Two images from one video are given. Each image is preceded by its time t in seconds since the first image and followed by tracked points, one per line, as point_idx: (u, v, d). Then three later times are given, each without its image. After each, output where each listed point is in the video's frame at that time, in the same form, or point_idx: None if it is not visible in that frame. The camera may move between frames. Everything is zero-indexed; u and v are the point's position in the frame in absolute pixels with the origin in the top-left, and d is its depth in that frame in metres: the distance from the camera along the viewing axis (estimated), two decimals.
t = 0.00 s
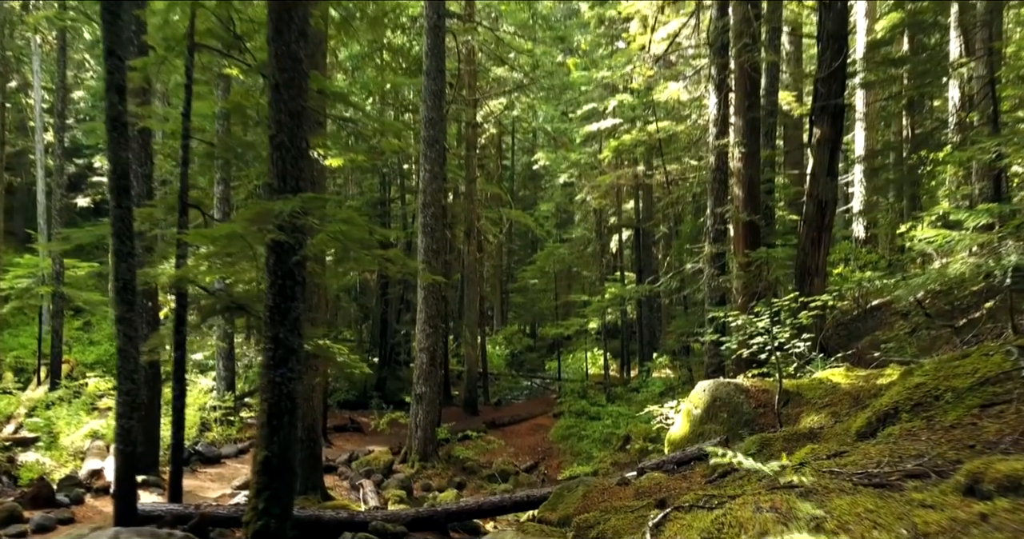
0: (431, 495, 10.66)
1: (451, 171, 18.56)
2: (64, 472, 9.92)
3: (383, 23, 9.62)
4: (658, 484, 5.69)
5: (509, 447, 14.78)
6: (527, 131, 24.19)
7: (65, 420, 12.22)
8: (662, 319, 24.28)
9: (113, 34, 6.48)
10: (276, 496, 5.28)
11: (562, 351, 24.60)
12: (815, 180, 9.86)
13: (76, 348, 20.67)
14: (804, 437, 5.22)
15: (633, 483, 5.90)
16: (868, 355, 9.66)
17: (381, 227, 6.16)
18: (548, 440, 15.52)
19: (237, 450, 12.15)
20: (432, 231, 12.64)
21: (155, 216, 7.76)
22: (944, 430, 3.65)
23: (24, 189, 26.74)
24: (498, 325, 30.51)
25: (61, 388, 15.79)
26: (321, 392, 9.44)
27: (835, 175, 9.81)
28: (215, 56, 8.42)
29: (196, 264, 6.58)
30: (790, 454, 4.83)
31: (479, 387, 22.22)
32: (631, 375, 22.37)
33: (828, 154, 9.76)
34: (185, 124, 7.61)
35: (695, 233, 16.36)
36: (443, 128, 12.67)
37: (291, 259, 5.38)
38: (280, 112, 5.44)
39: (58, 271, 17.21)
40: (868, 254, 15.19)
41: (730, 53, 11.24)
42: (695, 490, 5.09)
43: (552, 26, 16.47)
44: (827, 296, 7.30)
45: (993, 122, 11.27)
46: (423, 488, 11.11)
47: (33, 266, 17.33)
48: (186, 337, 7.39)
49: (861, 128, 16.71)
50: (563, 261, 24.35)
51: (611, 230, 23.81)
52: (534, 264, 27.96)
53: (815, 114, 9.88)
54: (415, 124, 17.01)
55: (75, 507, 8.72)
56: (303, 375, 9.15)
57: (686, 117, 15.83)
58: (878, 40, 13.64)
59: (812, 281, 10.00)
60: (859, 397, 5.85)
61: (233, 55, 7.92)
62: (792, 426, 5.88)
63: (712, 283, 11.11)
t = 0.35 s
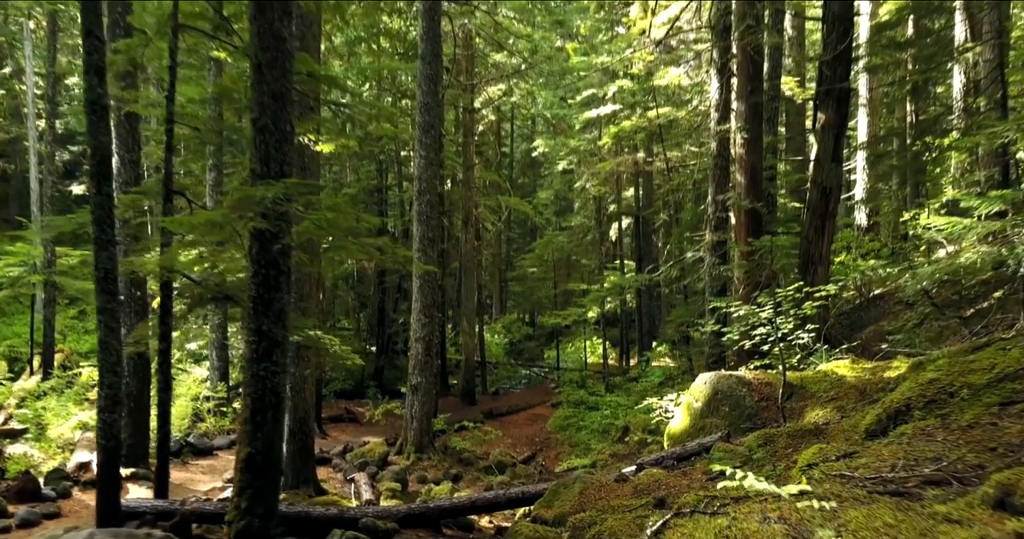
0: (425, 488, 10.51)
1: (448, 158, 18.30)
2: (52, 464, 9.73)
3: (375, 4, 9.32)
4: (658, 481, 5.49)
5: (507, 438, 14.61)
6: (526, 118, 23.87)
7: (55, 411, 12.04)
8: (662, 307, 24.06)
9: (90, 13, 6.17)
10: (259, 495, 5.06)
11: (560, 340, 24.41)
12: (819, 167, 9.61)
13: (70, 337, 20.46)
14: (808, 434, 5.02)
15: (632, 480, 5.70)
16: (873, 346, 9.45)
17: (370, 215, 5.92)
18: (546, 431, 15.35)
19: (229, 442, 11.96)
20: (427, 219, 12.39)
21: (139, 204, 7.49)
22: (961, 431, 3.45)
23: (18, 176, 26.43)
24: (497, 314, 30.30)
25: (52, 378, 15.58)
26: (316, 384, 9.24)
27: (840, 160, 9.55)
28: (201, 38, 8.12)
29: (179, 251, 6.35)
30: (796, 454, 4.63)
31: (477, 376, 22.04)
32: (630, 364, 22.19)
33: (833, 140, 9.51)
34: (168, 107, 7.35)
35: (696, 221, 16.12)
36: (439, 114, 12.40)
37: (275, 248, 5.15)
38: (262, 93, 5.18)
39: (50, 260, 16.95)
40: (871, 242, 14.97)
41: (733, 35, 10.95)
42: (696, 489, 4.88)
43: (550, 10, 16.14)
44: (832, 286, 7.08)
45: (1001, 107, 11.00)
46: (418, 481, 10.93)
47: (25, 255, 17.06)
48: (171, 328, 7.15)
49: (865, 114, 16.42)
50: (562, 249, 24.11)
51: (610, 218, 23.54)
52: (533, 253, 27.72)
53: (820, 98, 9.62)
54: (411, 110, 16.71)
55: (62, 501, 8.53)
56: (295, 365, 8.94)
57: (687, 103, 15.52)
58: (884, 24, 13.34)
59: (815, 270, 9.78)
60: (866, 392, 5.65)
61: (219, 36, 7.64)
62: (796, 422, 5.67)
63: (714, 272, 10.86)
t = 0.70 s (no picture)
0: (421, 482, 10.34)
1: (446, 145, 18.02)
2: (39, 458, 9.54)
3: None
4: (657, 479, 5.29)
5: (504, 429, 14.44)
6: (524, 104, 23.52)
7: (45, 402, 11.84)
8: (662, 296, 23.83)
9: None
10: (241, 495, 4.84)
11: (559, 329, 24.20)
12: (823, 153, 9.36)
13: (64, 326, 20.25)
14: (814, 431, 4.82)
15: (630, 477, 5.50)
16: (877, 337, 9.25)
17: (357, 202, 5.70)
18: (544, 421, 15.19)
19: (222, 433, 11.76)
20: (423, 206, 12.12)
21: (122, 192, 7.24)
22: (979, 432, 3.25)
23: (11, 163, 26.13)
24: (496, 302, 30.08)
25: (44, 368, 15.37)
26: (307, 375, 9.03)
27: (845, 147, 9.30)
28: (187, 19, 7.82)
29: (160, 239, 6.12)
30: (802, 454, 4.44)
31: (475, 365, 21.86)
32: (629, 354, 22.00)
33: (838, 126, 9.26)
34: (151, 91, 7.09)
35: (696, 208, 15.86)
36: (434, 99, 12.12)
37: (257, 237, 4.92)
38: (243, 75, 4.92)
39: (41, 249, 16.69)
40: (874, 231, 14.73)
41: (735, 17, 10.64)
42: (697, 490, 4.68)
43: None
44: (838, 276, 6.85)
45: (1011, 92, 10.72)
46: (413, 474, 10.77)
47: (16, 243, 16.81)
48: (156, 320, 6.93)
49: (869, 100, 16.13)
50: (561, 237, 23.88)
51: (610, 205, 23.24)
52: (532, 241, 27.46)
53: (825, 82, 9.35)
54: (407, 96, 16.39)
55: (48, 496, 8.35)
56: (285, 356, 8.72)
57: (688, 88, 15.21)
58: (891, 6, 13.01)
59: (819, 259, 9.55)
60: (873, 387, 5.44)
61: (204, 17, 7.34)
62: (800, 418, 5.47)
63: (715, 261, 10.62)
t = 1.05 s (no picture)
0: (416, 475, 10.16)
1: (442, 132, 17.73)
2: (26, 451, 9.36)
3: None
4: (656, 478, 5.09)
5: (502, 420, 14.26)
6: (523, 90, 23.18)
7: (33, 394, 11.65)
8: (662, 285, 23.60)
9: None
10: (222, 495, 4.64)
11: (558, 318, 23.99)
12: (828, 139, 9.11)
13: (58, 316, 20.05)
14: (819, 428, 4.62)
15: (628, 476, 5.30)
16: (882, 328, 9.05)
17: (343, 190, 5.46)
18: (542, 412, 15.01)
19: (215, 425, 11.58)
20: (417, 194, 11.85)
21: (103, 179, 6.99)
22: (1001, 437, 3.06)
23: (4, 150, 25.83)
24: (495, 291, 29.80)
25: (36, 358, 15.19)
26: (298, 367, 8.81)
27: (850, 133, 9.05)
28: None
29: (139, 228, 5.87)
30: (809, 455, 4.25)
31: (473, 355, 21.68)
32: (628, 343, 21.78)
33: (843, 112, 9.01)
34: (132, 75, 6.83)
35: (697, 196, 15.60)
36: (429, 83, 11.83)
37: (238, 226, 4.69)
38: (221, 55, 4.67)
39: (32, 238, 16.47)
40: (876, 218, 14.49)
41: None
42: (698, 492, 4.48)
43: None
44: (844, 266, 6.61)
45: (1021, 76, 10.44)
46: (409, 466, 10.59)
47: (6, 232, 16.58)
48: (139, 311, 6.71)
49: (872, 86, 15.83)
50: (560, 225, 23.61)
51: (609, 193, 22.95)
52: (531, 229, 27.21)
53: (830, 66, 9.09)
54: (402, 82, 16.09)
55: (33, 490, 8.17)
56: (275, 347, 8.50)
57: (688, 73, 14.91)
58: None
59: (823, 248, 9.32)
60: (881, 382, 5.24)
61: None
62: (804, 414, 5.28)
63: (716, 250, 10.37)
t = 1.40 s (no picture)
0: (411, 469, 9.99)
1: (439, 119, 17.44)
2: (13, 444, 9.16)
3: None
4: (656, 478, 4.90)
5: (499, 411, 14.08)
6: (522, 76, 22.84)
7: (21, 387, 11.45)
8: (662, 274, 23.38)
9: None
10: (202, 497, 4.43)
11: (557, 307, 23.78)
12: (833, 125, 8.85)
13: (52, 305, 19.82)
14: (826, 427, 4.42)
15: (626, 475, 5.10)
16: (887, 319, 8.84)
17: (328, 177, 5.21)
18: (540, 403, 14.82)
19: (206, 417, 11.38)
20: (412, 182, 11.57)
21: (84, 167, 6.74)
22: None
23: None
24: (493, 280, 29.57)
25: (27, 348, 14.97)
26: (289, 360, 8.60)
27: (856, 119, 8.80)
28: None
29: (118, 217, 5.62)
30: (817, 456, 4.07)
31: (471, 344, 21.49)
32: (628, 332, 21.57)
33: (849, 97, 8.75)
34: (113, 58, 6.56)
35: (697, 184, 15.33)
36: (425, 68, 11.51)
37: (216, 216, 4.45)
38: (197, 35, 4.41)
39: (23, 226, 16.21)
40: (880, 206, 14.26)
41: None
42: (699, 495, 4.29)
43: None
44: (851, 257, 6.38)
45: None
46: (403, 460, 10.42)
47: None
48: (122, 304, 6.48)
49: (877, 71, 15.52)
50: (559, 214, 23.34)
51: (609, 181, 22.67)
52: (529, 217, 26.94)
53: (836, 50, 8.81)
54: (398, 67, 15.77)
55: (17, 485, 7.98)
56: (265, 340, 8.28)
57: (690, 59, 14.60)
58: None
59: (827, 238, 9.09)
60: (890, 378, 5.04)
61: None
62: (809, 411, 5.08)
63: (717, 239, 10.13)
